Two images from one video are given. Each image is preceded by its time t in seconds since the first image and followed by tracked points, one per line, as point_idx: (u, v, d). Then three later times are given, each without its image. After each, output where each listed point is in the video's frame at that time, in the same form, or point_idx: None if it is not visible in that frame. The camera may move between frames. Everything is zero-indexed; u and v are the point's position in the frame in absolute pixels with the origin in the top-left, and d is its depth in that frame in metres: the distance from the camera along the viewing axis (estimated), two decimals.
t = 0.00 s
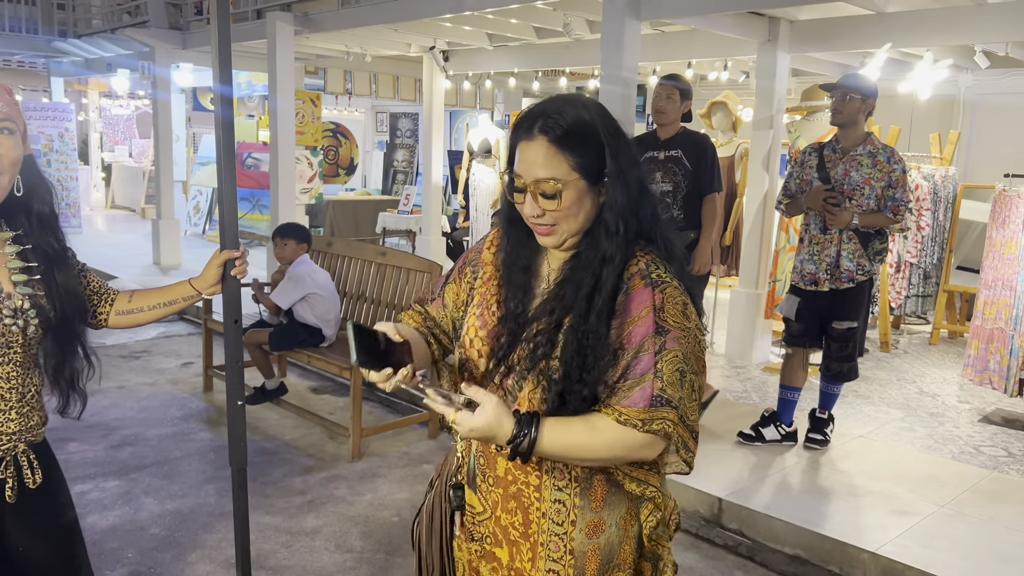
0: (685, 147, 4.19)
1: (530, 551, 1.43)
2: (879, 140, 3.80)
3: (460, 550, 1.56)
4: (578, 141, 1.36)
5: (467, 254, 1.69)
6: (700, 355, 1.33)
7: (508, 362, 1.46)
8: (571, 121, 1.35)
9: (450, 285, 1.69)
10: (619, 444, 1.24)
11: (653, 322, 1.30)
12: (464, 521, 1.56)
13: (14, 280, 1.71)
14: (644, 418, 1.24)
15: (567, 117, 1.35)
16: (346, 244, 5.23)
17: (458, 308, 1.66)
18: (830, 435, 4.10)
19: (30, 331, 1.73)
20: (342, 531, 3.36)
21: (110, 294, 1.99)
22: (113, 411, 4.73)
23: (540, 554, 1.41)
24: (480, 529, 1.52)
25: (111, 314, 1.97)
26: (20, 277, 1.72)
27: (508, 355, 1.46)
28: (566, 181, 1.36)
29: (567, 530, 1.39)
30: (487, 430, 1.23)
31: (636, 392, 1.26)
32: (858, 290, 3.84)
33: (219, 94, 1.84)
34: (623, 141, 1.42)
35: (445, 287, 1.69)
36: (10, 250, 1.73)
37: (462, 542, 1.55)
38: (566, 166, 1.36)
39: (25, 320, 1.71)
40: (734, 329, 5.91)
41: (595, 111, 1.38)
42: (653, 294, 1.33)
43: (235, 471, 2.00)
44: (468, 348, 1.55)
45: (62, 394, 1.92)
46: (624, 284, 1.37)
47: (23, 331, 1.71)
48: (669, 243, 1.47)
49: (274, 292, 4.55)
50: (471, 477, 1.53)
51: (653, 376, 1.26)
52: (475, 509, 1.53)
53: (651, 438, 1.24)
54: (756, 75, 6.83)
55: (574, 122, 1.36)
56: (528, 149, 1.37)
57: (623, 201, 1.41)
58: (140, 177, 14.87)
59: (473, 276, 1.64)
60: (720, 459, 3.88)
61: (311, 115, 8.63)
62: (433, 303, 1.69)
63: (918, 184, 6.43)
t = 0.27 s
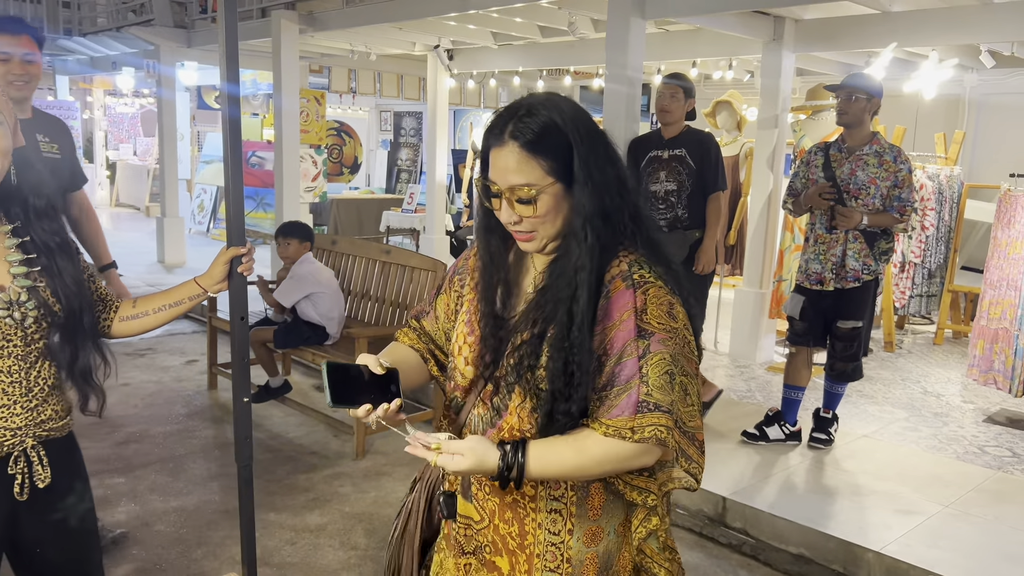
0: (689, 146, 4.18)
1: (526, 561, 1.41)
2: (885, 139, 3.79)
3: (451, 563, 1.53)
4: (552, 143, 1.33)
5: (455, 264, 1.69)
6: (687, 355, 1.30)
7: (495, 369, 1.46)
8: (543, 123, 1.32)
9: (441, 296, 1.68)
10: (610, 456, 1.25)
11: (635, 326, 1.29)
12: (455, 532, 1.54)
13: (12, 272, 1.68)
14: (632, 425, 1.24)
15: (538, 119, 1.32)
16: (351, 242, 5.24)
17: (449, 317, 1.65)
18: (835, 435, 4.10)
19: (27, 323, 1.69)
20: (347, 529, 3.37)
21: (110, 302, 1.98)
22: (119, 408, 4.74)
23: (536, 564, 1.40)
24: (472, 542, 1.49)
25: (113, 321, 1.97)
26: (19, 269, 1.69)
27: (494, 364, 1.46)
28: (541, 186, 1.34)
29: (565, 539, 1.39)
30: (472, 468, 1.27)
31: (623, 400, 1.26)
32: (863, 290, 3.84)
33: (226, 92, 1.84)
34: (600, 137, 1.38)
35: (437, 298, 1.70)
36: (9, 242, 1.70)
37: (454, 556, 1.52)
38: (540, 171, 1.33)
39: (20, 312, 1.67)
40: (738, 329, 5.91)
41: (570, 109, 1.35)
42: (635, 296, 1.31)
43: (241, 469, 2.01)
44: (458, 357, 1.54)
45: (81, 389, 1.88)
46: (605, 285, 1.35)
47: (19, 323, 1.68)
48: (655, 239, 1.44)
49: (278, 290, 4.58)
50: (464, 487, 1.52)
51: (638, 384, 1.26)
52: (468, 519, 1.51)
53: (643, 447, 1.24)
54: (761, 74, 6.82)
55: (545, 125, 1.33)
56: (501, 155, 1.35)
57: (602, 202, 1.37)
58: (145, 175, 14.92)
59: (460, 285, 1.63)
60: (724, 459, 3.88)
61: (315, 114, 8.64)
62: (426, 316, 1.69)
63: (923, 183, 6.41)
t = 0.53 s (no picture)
0: (695, 144, 4.18)
1: (514, 560, 1.42)
2: (893, 139, 3.78)
3: (442, 564, 1.54)
4: (531, 141, 1.32)
5: (437, 263, 1.67)
6: (674, 350, 1.30)
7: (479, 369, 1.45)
8: (520, 121, 1.32)
9: (424, 295, 1.66)
10: (601, 453, 1.25)
11: (621, 321, 1.28)
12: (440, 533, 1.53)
13: (28, 265, 1.66)
14: (623, 420, 1.24)
15: (516, 117, 1.32)
16: (357, 240, 5.25)
17: (432, 316, 1.63)
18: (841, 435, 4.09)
19: (50, 314, 1.67)
20: (352, 527, 3.37)
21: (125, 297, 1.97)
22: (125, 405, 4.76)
23: (525, 563, 1.41)
24: (457, 543, 1.49)
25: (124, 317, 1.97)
26: (35, 261, 1.67)
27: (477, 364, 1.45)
28: (522, 185, 1.34)
29: (553, 537, 1.39)
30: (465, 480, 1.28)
31: (613, 394, 1.26)
32: (872, 289, 3.83)
33: (235, 90, 1.85)
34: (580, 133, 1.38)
35: (420, 297, 1.67)
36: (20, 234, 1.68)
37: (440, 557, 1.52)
38: (520, 169, 1.33)
39: (41, 303, 1.65)
40: (743, 328, 5.91)
41: (548, 106, 1.35)
42: (620, 292, 1.30)
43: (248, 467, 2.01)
44: (442, 358, 1.52)
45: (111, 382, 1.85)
46: (589, 281, 1.34)
47: (41, 314, 1.66)
48: (639, 234, 1.43)
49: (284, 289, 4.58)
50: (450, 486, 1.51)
51: (627, 379, 1.25)
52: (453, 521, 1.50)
53: (631, 441, 1.25)
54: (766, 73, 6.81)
55: (524, 123, 1.32)
56: (480, 154, 1.34)
57: (582, 198, 1.36)
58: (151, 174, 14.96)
59: (443, 285, 1.61)
60: (729, 458, 3.88)
61: (321, 112, 8.65)
62: (410, 316, 1.67)
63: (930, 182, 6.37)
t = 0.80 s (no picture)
0: (702, 143, 4.17)
1: (516, 558, 1.41)
2: (903, 137, 3.77)
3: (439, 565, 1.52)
4: (532, 141, 1.32)
5: (439, 263, 1.68)
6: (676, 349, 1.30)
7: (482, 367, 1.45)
8: (520, 122, 1.32)
9: (429, 295, 1.67)
10: (608, 452, 1.25)
11: (625, 321, 1.28)
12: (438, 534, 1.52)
13: (88, 264, 1.48)
14: (627, 419, 1.25)
15: (516, 119, 1.32)
16: (363, 239, 5.26)
17: (437, 317, 1.63)
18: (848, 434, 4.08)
19: (108, 310, 1.53)
20: (359, 525, 3.38)
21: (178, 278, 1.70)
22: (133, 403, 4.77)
23: (527, 560, 1.41)
24: (455, 544, 1.48)
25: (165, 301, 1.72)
26: (93, 259, 1.49)
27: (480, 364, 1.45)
28: (523, 186, 1.34)
29: (556, 534, 1.39)
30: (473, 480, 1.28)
31: (618, 394, 1.26)
32: (881, 289, 3.82)
33: (244, 88, 1.88)
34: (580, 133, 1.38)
35: (425, 298, 1.68)
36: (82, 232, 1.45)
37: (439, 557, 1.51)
38: (521, 170, 1.33)
39: (100, 300, 1.51)
40: (749, 326, 5.90)
41: (547, 106, 1.35)
42: (623, 291, 1.30)
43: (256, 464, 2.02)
44: (445, 357, 1.52)
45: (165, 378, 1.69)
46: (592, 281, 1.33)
47: (100, 311, 1.51)
48: (641, 233, 1.43)
49: (290, 288, 4.57)
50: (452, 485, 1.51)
51: (631, 379, 1.26)
52: (451, 523, 1.49)
53: (638, 441, 1.25)
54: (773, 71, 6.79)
55: (523, 124, 1.32)
56: (481, 155, 1.34)
57: (582, 198, 1.36)
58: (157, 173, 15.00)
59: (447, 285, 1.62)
60: (736, 457, 3.87)
61: (328, 111, 8.66)
62: (415, 317, 1.67)
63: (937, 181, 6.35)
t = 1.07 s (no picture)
0: (707, 142, 4.16)
1: (530, 562, 1.42)
2: (909, 137, 3.76)
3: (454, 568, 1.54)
4: (547, 149, 1.33)
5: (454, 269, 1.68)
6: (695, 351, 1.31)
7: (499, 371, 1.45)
8: (533, 130, 1.32)
9: (446, 300, 1.66)
10: (629, 453, 1.26)
11: (645, 323, 1.28)
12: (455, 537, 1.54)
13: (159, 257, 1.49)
14: (647, 421, 1.25)
15: (528, 126, 1.32)
16: (369, 238, 5.27)
17: (454, 322, 1.63)
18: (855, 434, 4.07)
19: (176, 304, 1.54)
20: (365, 524, 3.39)
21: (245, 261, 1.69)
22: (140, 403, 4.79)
23: (541, 564, 1.41)
24: (471, 547, 1.49)
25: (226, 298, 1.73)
26: (164, 252, 1.50)
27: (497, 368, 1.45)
28: (539, 193, 1.34)
29: (572, 538, 1.39)
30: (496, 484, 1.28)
31: (639, 395, 1.26)
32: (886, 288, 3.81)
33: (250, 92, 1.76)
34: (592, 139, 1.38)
35: (442, 302, 1.67)
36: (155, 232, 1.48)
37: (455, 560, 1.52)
38: (536, 177, 1.33)
39: (167, 294, 1.52)
40: (755, 325, 5.89)
41: (559, 112, 1.35)
42: (642, 293, 1.30)
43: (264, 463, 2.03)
44: (461, 359, 1.53)
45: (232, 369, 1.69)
46: (611, 285, 1.33)
47: (167, 305, 1.52)
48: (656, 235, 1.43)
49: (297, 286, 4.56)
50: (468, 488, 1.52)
51: (652, 381, 1.26)
52: (467, 526, 1.51)
53: (659, 442, 1.26)
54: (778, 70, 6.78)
55: (536, 131, 1.32)
56: (496, 164, 1.34)
57: (597, 203, 1.36)
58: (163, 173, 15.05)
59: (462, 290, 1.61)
60: (743, 457, 3.87)
61: (332, 111, 8.66)
62: (431, 321, 1.67)
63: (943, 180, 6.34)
